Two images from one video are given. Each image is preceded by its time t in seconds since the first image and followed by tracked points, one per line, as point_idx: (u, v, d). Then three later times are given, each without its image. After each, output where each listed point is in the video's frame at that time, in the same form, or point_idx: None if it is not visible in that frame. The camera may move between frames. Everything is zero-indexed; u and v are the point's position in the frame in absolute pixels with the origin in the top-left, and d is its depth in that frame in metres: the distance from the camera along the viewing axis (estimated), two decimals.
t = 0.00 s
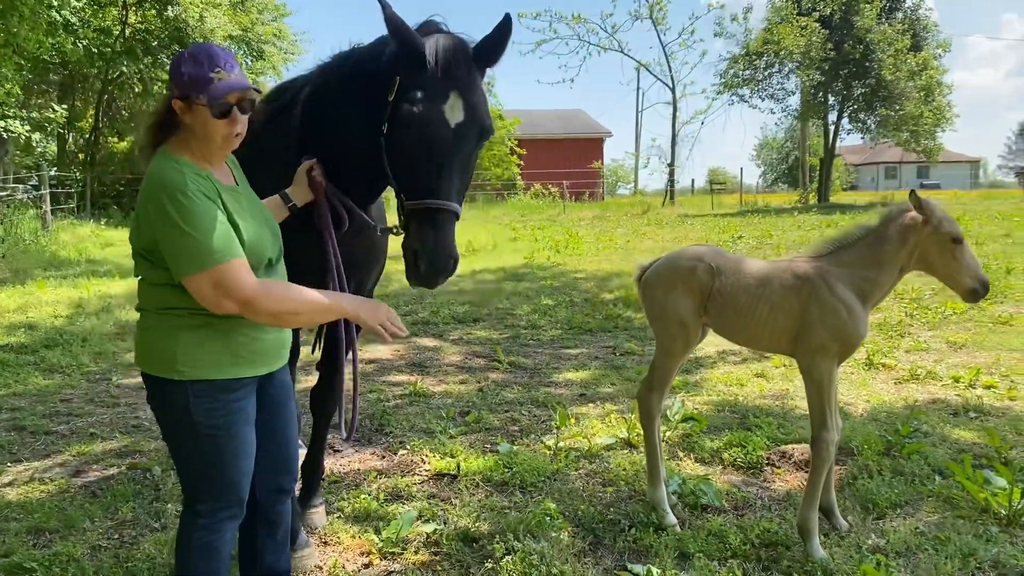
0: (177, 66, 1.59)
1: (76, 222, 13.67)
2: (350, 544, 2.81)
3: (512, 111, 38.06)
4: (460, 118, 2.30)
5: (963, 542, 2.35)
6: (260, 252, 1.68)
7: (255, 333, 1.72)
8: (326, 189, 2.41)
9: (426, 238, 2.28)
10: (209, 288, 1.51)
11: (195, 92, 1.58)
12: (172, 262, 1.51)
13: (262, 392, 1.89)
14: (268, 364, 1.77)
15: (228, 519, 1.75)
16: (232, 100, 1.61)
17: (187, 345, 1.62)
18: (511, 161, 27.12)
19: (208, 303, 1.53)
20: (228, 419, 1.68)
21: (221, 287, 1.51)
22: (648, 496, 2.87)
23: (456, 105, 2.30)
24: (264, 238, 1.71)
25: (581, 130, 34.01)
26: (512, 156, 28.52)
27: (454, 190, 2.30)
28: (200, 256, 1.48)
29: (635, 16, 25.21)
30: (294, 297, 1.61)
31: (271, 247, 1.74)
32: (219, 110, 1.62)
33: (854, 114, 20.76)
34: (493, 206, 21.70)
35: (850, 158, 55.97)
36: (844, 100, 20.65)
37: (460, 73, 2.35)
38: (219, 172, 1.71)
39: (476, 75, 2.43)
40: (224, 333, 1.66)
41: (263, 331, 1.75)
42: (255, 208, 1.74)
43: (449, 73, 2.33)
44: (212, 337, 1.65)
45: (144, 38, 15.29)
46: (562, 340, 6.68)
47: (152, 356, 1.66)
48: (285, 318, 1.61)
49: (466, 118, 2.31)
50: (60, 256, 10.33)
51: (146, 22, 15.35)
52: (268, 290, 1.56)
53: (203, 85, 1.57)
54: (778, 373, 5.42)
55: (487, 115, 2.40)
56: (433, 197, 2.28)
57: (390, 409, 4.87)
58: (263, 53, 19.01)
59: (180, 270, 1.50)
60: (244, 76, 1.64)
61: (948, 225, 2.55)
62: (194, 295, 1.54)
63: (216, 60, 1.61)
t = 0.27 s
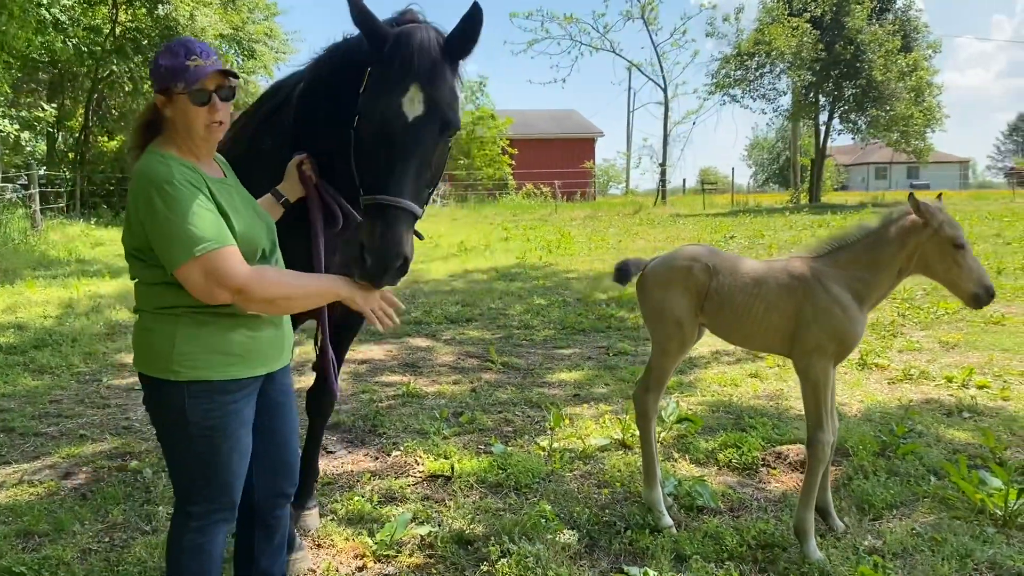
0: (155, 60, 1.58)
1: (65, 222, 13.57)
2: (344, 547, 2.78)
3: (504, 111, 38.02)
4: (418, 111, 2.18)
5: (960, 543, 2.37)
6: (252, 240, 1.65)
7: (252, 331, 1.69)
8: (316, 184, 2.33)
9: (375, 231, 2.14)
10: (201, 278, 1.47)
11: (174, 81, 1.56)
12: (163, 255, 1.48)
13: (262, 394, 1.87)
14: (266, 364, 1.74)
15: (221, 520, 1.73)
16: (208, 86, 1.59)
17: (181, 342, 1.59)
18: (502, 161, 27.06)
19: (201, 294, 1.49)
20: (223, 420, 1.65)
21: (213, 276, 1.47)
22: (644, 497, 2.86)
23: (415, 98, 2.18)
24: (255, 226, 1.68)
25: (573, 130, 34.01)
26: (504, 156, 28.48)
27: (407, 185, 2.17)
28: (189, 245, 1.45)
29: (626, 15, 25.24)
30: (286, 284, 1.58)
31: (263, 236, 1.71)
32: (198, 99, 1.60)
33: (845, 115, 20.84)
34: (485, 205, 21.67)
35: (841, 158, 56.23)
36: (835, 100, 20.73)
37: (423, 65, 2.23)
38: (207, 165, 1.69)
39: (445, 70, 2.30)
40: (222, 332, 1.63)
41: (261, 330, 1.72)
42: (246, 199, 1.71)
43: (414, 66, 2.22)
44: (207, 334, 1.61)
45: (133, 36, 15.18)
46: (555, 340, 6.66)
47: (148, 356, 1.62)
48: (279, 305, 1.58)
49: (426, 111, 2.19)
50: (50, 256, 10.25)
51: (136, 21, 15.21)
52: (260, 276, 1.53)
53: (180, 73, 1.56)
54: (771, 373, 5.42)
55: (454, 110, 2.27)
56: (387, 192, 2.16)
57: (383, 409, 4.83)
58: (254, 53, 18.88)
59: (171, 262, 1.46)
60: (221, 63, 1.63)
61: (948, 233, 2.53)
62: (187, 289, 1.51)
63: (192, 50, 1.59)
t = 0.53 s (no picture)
0: (129, 65, 1.57)
1: (56, 222, 13.45)
2: (335, 552, 2.74)
3: (497, 111, 37.99)
4: (405, 154, 2.13)
5: (955, 548, 2.38)
6: (232, 243, 1.62)
7: (240, 336, 1.65)
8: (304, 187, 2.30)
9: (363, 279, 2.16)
10: (172, 283, 1.43)
11: (149, 83, 1.55)
12: (136, 260, 1.45)
13: (256, 401, 1.83)
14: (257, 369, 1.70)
15: (208, 530, 1.69)
16: (181, 86, 1.57)
17: (166, 347, 1.55)
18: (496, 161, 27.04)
19: (173, 300, 1.45)
20: (211, 427, 1.61)
21: (184, 280, 1.43)
22: (638, 501, 2.83)
23: (401, 142, 2.13)
24: (235, 228, 1.64)
25: (566, 130, 34.02)
26: (497, 156, 28.44)
27: (392, 229, 2.18)
28: (160, 249, 1.41)
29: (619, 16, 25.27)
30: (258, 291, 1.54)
31: (244, 239, 1.67)
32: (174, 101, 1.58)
33: (837, 115, 20.92)
34: (478, 206, 21.63)
35: (833, 159, 56.47)
36: (827, 101, 20.81)
37: (408, 104, 2.16)
38: (188, 169, 1.66)
39: (428, 107, 2.24)
40: (209, 337, 1.59)
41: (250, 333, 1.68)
42: (225, 202, 1.67)
43: (398, 106, 2.14)
44: (192, 338, 1.57)
45: (125, 35, 15.06)
46: (548, 341, 6.63)
47: (133, 362, 1.59)
48: (247, 316, 1.53)
49: (412, 153, 2.14)
50: (40, 256, 10.15)
51: (128, 20, 15.08)
52: (232, 280, 1.49)
53: (154, 75, 1.55)
54: (765, 375, 5.41)
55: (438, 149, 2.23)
56: (373, 239, 2.16)
57: (375, 412, 4.79)
58: (247, 53, 18.76)
59: (143, 266, 1.43)
60: (196, 64, 1.61)
61: (946, 238, 2.53)
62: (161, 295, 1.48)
63: (166, 52, 1.58)
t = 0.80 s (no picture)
0: (113, 61, 1.53)
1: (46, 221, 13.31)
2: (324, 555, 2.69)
3: (490, 110, 37.93)
4: (388, 173, 2.09)
5: (949, 549, 2.37)
6: (208, 238, 1.56)
7: (223, 335, 1.60)
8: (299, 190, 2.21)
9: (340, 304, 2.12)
10: (135, 275, 1.38)
11: (130, 79, 1.51)
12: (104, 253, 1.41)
13: (243, 403, 1.80)
14: (241, 369, 1.65)
15: (191, 535, 1.64)
16: (163, 84, 1.53)
17: (144, 346, 1.51)
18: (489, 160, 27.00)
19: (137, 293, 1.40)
20: (193, 428, 1.57)
21: (145, 273, 1.37)
22: (631, 502, 2.81)
23: (385, 160, 2.09)
24: (212, 224, 1.59)
25: (559, 129, 34.02)
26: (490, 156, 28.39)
27: (373, 249, 2.13)
28: (123, 240, 1.37)
29: (613, 15, 25.27)
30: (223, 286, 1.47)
31: (222, 236, 1.61)
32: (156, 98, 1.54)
33: (829, 115, 20.99)
34: (471, 205, 21.57)
35: (824, 159, 56.70)
36: (820, 101, 20.87)
37: (394, 123, 2.13)
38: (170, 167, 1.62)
39: (415, 126, 2.21)
40: (188, 335, 1.54)
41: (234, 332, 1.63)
42: (205, 199, 1.63)
43: (382, 125, 2.12)
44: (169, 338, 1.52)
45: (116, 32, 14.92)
46: (541, 341, 6.60)
47: (113, 361, 1.55)
48: (206, 312, 1.45)
49: (396, 172, 2.11)
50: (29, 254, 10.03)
51: (120, 18, 14.94)
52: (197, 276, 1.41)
53: (136, 71, 1.51)
54: (758, 375, 5.40)
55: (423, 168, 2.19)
56: (350, 259, 2.11)
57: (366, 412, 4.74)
58: (240, 51, 18.62)
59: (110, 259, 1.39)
60: (181, 62, 1.57)
61: (941, 239, 2.49)
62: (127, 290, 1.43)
63: (150, 49, 1.55)
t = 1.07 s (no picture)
0: (111, 51, 1.50)
1: (35, 219, 13.19)
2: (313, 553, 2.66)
3: (481, 109, 37.89)
4: (376, 155, 2.04)
5: (941, 545, 2.38)
6: (192, 232, 1.52)
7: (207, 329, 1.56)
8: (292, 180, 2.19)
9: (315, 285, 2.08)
10: (107, 267, 1.34)
11: (126, 72, 1.47)
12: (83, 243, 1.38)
13: (228, 398, 1.77)
14: (226, 365, 1.62)
15: (176, 532, 1.60)
16: (159, 78, 1.49)
17: (126, 339, 1.48)
18: (481, 158, 26.95)
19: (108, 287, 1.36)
20: (175, 423, 1.53)
21: (114, 267, 1.33)
22: (621, 500, 2.79)
23: (373, 143, 2.05)
24: (198, 216, 1.55)
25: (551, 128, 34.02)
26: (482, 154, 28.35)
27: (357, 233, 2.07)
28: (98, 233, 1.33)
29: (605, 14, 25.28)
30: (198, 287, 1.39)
31: (208, 229, 1.57)
32: (153, 92, 1.51)
33: (820, 114, 21.08)
34: (462, 203, 21.53)
35: (814, 159, 56.96)
36: (810, 100, 20.96)
37: (386, 108, 2.09)
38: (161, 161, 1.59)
39: (407, 113, 2.17)
40: (168, 328, 1.51)
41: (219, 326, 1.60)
42: (194, 193, 1.59)
43: (374, 108, 2.08)
44: (153, 331, 1.49)
45: (105, 29, 14.81)
46: (532, 339, 6.58)
47: (95, 354, 1.52)
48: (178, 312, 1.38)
49: (384, 156, 2.06)
50: (16, 252, 9.93)
51: (110, 15, 14.82)
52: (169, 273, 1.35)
53: (134, 63, 1.47)
54: (748, 372, 5.40)
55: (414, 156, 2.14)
56: (333, 240, 2.06)
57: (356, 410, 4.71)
58: (230, 49, 18.52)
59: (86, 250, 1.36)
60: (181, 57, 1.54)
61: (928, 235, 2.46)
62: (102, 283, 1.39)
63: (149, 43, 1.51)
